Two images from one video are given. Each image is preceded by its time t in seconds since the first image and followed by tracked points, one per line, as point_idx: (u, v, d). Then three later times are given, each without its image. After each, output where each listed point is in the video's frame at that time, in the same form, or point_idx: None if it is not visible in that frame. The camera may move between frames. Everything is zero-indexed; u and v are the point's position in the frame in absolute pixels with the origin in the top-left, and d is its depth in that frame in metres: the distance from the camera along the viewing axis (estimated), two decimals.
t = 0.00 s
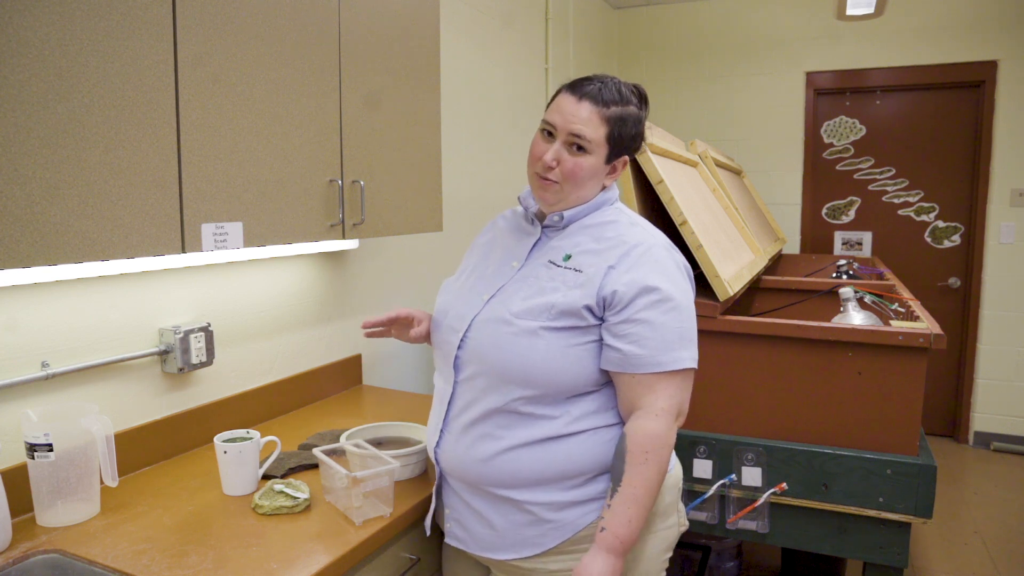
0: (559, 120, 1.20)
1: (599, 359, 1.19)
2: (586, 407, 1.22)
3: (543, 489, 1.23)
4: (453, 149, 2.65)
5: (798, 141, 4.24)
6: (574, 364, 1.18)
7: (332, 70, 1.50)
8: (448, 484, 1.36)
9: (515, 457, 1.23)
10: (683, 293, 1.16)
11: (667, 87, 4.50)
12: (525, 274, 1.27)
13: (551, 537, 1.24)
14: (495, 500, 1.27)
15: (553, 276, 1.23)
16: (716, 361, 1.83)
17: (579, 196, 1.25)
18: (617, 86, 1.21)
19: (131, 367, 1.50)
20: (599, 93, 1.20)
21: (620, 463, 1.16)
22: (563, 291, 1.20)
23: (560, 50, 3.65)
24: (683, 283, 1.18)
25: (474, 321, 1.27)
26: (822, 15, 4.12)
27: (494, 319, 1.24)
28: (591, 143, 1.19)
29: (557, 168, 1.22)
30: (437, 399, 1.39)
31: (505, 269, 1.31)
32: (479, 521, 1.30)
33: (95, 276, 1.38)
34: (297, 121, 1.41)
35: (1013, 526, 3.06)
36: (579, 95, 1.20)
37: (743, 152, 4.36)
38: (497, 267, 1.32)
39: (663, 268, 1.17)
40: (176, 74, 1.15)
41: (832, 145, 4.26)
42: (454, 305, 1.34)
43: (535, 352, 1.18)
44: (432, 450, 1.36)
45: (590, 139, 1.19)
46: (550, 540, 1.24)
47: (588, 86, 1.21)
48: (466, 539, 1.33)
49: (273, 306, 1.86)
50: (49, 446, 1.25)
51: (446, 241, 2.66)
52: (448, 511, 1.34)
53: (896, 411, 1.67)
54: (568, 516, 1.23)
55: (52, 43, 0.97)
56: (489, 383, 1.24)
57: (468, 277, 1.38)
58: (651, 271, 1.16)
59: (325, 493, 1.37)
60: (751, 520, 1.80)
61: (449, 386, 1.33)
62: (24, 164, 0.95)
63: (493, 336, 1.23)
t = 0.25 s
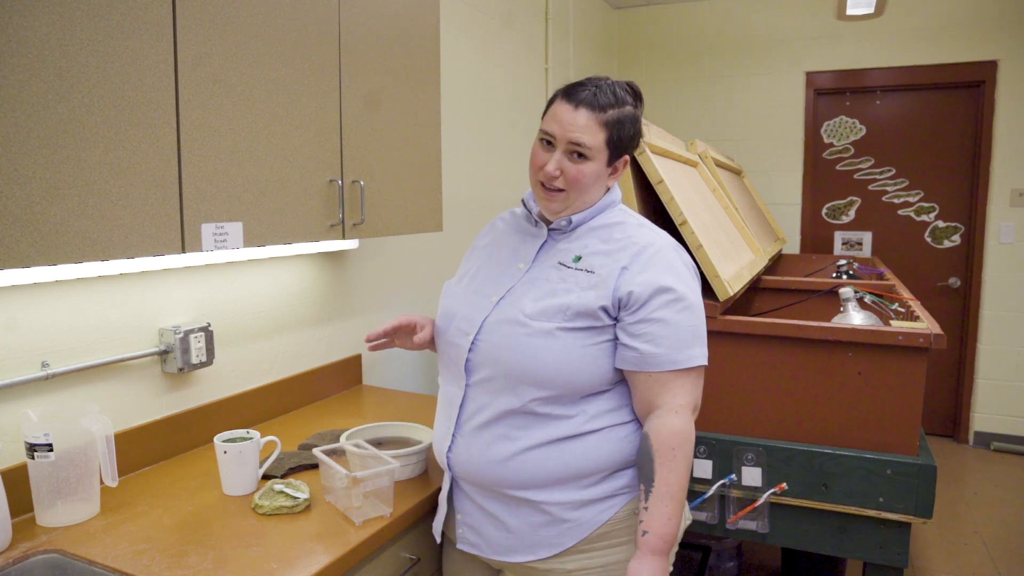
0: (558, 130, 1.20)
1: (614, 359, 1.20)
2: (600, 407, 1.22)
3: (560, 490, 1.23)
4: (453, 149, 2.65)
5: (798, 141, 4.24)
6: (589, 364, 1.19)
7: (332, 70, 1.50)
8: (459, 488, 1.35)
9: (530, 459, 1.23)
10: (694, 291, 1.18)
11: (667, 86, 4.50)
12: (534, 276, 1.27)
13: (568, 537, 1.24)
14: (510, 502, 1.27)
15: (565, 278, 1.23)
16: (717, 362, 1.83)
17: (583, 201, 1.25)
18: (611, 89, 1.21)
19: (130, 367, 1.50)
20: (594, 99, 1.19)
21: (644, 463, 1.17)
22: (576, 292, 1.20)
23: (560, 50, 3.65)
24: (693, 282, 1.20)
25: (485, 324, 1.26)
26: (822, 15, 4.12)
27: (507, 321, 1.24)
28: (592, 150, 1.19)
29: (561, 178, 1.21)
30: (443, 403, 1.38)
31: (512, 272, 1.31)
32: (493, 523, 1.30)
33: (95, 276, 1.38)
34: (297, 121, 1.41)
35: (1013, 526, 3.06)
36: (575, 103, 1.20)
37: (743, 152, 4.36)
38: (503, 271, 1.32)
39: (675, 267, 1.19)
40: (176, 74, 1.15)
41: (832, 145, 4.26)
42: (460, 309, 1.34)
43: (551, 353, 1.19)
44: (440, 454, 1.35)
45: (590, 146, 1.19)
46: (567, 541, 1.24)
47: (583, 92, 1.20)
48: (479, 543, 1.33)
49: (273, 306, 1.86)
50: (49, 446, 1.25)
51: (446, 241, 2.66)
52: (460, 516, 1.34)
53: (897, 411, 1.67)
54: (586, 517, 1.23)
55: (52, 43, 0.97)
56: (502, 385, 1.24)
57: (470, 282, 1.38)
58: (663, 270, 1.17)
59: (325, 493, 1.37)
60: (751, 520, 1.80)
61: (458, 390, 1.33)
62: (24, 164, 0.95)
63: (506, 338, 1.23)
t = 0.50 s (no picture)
0: (550, 130, 1.20)
1: (620, 358, 1.21)
2: (606, 406, 1.23)
3: (565, 489, 1.23)
4: (453, 149, 2.65)
5: (798, 141, 4.24)
6: (595, 364, 1.19)
7: (332, 70, 1.50)
8: (462, 489, 1.35)
9: (536, 459, 1.23)
10: (698, 289, 1.19)
11: (667, 86, 4.50)
12: (538, 277, 1.27)
13: (573, 537, 1.24)
14: (515, 502, 1.27)
15: (569, 278, 1.23)
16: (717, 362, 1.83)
17: (582, 199, 1.25)
18: (600, 85, 1.21)
19: (130, 367, 1.50)
20: (584, 96, 1.20)
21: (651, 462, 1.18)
22: (582, 292, 1.20)
23: (560, 50, 3.65)
24: (696, 280, 1.20)
25: (490, 325, 1.26)
26: (822, 15, 4.12)
27: (512, 322, 1.23)
28: (585, 147, 1.19)
29: (557, 176, 1.21)
30: (445, 404, 1.38)
31: (515, 273, 1.31)
32: (498, 523, 1.29)
33: (95, 276, 1.38)
34: (297, 121, 1.41)
35: (1013, 526, 3.06)
36: (564, 101, 1.20)
37: (743, 152, 4.36)
38: (505, 272, 1.32)
39: (678, 266, 1.19)
40: (176, 74, 1.15)
41: (832, 145, 4.26)
42: (463, 310, 1.34)
43: (557, 353, 1.18)
44: (443, 455, 1.35)
45: (584, 143, 1.19)
46: (573, 540, 1.24)
47: (573, 90, 1.20)
48: (483, 543, 1.32)
49: (273, 306, 1.86)
50: (49, 446, 1.25)
51: (446, 241, 2.66)
52: (464, 516, 1.34)
53: (897, 411, 1.67)
54: (591, 516, 1.23)
55: (52, 43, 0.97)
56: (507, 385, 1.24)
57: (472, 283, 1.38)
58: (668, 269, 1.18)
59: (325, 493, 1.37)
60: (751, 520, 1.80)
61: (461, 391, 1.33)
62: (24, 164, 0.95)
63: (512, 339, 1.23)
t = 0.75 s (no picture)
0: (529, 132, 1.21)
1: (611, 360, 1.20)
2: (599, 408, 1.22)
3: (558, 490, 1.23)
4: (453, 149, 2.65)
5: (798, 141, 4.24)
6: (586, 366, 1.19)
7: (332, 70, 1.50)
8: (459, 487, 1.36)
9: (528, 460, 1.23)
10: (691, 292, 1.17)
11: (667, 86, 4.50)
12: (534, 278, 1.27)
13: (565, 538, 1.24)
14: (509, 503, 1.27)
15: (563, 279, 1.23)
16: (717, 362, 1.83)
17: (571, 198, 1.25)
18: (576, 82, 1.21)
19: (130, 367, 1.50)
20: (559, 94, 1.20)
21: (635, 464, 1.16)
22: (574, 294, 1.20)
23: (560, 50, 3.64)
24: (690, 282, 1.19)
25: (484, 325, 1.27)
26: (822, 15, 4.12)
27: (505, 323, 1.24)
28: (562, 147, 1.19)
29: (540, 178, 1.23)
30: (446, 403, 1.39)
31: (513, 273, 1.31)
32: (492, 522, 1.30)
33: (95, 276, 1.38)
34: (297, 121, 1.41)
35: (1013, 527, 3.06)
36: (541, 101, 1.21)
37: (743, 152, 4.36)
38: (504, 272, 1.33)
39: (671, 267, 1.18)
40: (176, 74, 1.15)
41: (832, 145, 4.26)
42: (462, 310, 1.35)
43: (547, 355, 1.18)
44: (441, 454, 1.35)
45: (560, 143, 1.19)
46: (565, 541, 1.24)
47: (549, 90, 1.21)
48: (478, 541, 1.32)
49: (273, 306, 1.86)
50: (49, 446, 1.25)
51: (447, 240, 2.66)
52: (460, 515, 1.34)
53: (896, 411, 1.67)
54: (584, 517, 1.23)
55: (51, 43, 0.97)
56: (501, 386, 1.24)
57: (473, 283, 1.39)
58: (660, 271, 1.16)
59: (325, 493, 1.37)
60: (751, 520, 1.80)
61: (459, 390, 1.33)
62: (24, 164, 0.95)
63: (504, 340, 1.23)
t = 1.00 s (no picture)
0: (496, 140, 1.25)
1: (596, 361, 1.19)
2: (587, 408, 1.21)
3: (551, 491, 1.24)
4: (453, 149, 2.65)
5: (797, 141, 4.24)
6: (571, 367, 1.18)
7: (332, 70, 1.50)
8: (458, 487, 1.36)
9: (518, 461, 1.23)
10: (676, 290, 1.15)
11: (667, 87, 4.49)
12: (524, 279, 1.27)
13: (559, 537, 1.24)
14: (502, 503, 1.28)
15: (550, 280, 1.23)
16: (717, 362, 1.83)
17: (545, 199, 1.26)
18: (535, 83, 1.21)
19: (130, 367, 1.50)
20: (518, 98, 1.21)
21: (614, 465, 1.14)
22: (558, 295, 1.20)
23: (560, 50, 3.64)
24: (675, 278, 1.16)
25: (474, 327, 1.27)
26: (822, 15, 4.12)
27: (491, 324, 1.24)
28: (522, 150, 1.21)
29: (509, 182, 1.26)
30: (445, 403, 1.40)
31: (507, 274, 1.32)
32: (488, 522, 1.30)
33: (95, 276, 1.38)
34: (297, 121, 1.41)
35: (1013, 527, 3.06)
36: (503, 108, 1.23)
37: (743, 152, 4.36)
38: (499, 273, 1.34)
39: (655, 265, 1.16)
40: (177, 74, 1.15)
41: (832, 145, 4.26)
42: (458, 312, 1.36)
43: (531, 356, 1.18)
44: (440, 454, 1.36)
45: (520, 147, 1.21)
46: (559, 541, 1.24)
47: (512, 95, 1.23)
48: (475, 540, 1.33)
49: (273, 306, 1.86)
50: (49, 446, 1.25)
51: (447, 240, 2.66)
52: (459, 514, 1.35)
53: (897, 412, 1.67)
54: (577, 517, 1.23)
55: (51, 43, 0.97)
56: (490, 388, 1.24)
57: (473, 284, 1.40)
58: (643, 270, 1.15)
59: (325, 493, 1.37)
60: (752, 520, 1.80)
61: (454, 391, 1.34)
62: (24, 164, 0.95)
63: (491, 342, 1.23)
